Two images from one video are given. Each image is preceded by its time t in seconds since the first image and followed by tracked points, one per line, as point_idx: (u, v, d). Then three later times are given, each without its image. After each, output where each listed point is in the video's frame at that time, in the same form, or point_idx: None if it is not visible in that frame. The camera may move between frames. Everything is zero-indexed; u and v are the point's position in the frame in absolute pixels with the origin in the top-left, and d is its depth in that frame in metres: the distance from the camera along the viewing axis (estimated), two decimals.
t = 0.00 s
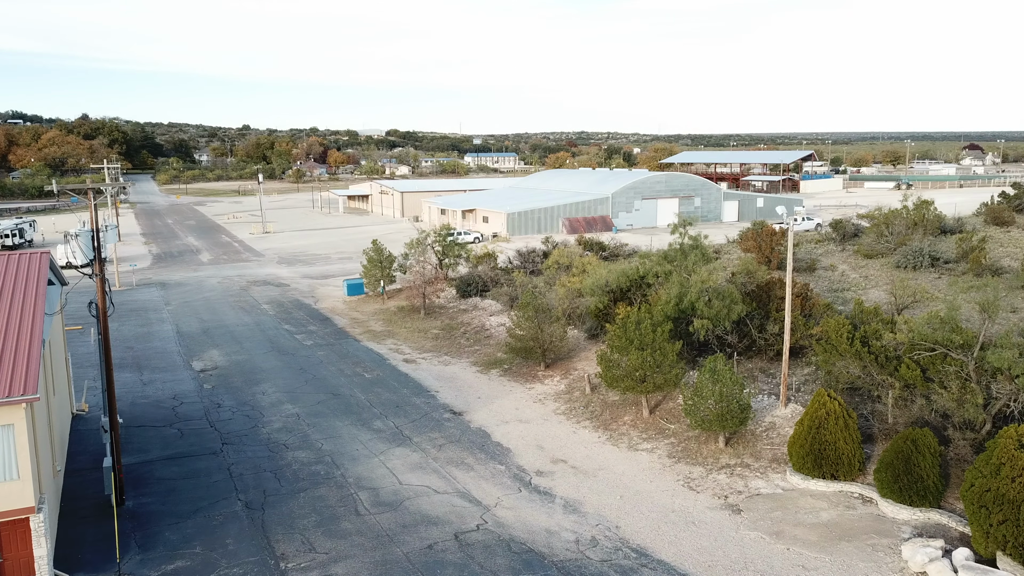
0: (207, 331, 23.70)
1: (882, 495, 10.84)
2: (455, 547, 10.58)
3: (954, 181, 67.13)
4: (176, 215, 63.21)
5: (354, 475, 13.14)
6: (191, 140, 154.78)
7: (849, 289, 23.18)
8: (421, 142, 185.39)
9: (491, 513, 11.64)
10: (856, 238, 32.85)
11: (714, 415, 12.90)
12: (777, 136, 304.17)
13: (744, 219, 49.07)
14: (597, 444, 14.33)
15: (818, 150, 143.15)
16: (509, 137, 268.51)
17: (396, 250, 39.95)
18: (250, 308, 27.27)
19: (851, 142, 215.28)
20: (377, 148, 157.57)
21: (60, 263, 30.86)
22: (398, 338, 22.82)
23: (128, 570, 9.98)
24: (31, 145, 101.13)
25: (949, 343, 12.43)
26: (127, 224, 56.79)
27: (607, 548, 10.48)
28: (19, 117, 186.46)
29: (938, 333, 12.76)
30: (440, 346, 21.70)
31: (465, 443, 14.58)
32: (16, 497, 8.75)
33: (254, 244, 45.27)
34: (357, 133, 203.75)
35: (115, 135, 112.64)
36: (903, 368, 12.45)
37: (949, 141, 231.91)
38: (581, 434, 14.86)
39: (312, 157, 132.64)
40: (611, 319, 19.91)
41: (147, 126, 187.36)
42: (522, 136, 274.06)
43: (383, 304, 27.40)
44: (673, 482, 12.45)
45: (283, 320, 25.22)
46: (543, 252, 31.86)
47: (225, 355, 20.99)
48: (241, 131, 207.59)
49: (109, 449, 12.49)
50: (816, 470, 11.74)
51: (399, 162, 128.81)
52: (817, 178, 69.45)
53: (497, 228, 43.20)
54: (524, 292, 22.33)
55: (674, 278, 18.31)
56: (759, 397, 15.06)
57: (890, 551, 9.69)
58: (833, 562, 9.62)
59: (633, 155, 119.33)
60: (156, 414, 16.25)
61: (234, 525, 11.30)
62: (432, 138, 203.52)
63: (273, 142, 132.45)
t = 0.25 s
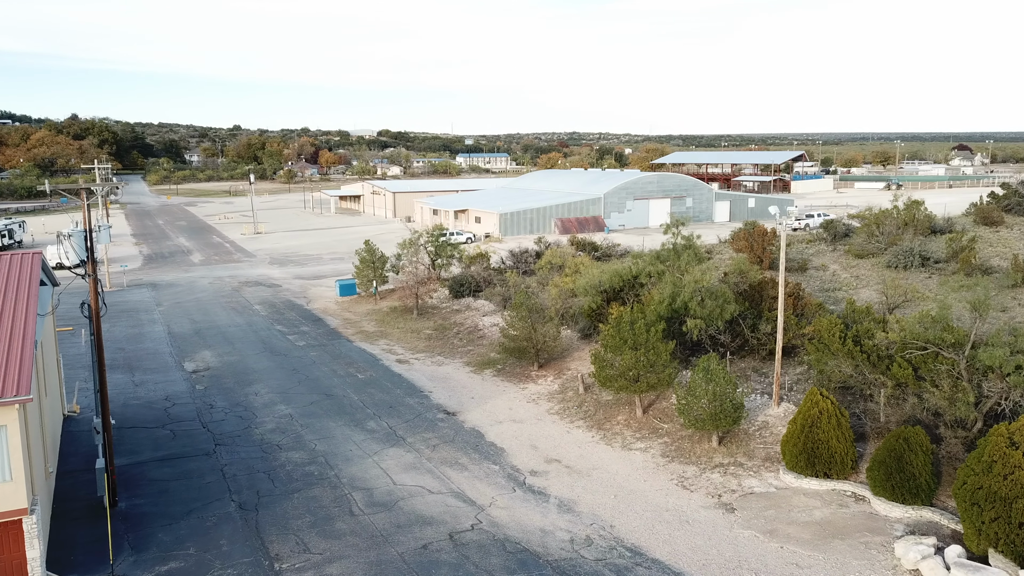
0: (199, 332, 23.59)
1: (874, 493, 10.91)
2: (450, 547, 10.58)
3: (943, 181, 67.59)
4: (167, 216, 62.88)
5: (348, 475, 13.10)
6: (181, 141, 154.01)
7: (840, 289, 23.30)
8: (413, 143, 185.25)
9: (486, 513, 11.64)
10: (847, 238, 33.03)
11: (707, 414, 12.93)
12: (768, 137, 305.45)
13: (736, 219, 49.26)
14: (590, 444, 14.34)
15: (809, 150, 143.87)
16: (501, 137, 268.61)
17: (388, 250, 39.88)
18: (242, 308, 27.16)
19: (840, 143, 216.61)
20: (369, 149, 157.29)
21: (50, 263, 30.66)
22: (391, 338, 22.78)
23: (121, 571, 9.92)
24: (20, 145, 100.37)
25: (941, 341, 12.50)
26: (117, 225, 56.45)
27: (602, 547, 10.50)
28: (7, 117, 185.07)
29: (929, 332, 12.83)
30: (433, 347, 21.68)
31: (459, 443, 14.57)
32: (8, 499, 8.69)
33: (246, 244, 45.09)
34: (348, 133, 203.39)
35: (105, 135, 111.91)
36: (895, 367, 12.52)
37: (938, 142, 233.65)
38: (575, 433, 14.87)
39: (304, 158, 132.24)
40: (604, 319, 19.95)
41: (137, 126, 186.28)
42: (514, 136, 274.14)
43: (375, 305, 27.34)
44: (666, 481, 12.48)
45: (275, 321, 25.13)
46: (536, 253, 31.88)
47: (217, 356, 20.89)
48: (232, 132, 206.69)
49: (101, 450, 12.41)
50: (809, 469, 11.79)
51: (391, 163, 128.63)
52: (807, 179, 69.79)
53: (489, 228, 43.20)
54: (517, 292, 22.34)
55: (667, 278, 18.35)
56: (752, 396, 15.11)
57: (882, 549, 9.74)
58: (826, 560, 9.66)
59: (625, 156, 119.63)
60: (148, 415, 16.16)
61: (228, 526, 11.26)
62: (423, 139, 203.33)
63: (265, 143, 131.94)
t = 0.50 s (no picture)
0: (191, 333, 23.47)
1: (867, 491, 10.96)
2: (445, 547, 10.56)
3: (931, 181, 68.10)
4: (157, 216, 62.51)
5: (342, 476, 13.06)
6: (171, 141, 153.31)
7: (832, 288, 23.43)
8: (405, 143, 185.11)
9: (480, 513, 11.63)
10: (837, 238, 33.22)
11: (701, 414, 12.97)
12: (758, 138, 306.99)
13: (727, 219, 49.44)
14: (584, 443, 14.35)
15: (799, 151, 144.70)
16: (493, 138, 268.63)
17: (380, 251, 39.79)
18: (234, 309, 27.03)
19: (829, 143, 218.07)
20: (360, 150, 157.05)
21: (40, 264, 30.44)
22: (384, 339, 22.73)
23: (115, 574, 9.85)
24: (8, 146, 99.58)
25: (933, 340, 12.56)
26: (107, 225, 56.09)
27: (597, 546, 10.51)
28: None
29: (921, 330, 12.89)
30: (426, 347, 21.64)
31: (453, 443, 14.54)
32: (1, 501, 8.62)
33: (237, 245, 44.87)
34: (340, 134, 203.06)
35: (94, 136, 111.17)
36: (888, 365, 12.58)
37: (927, 141, 235.43)
38: (569, 433, 14.89)
39: (295, 158, 131.79)
40: (598, 319, 19.97)
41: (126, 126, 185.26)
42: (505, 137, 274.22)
43: (368, 305, 27.28)
44: (661, 480, 12.51)
45: (267, 322, 25.03)
46: (528, 253, 31.89)
47: (209, 357, 20.78)
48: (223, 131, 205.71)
49: (93, 452, 12.32)
50: (803, 468, 11.83)
51: (382, 163, 128.41)
52: (798, 179, 70.16)
53: (482, 229, 43.19)
54: (510, 292, 22.34)
55: (659, 278, 18.38)
56: (745, 396, 15.16)
57: (876, 547, 9.79)
58: (821, 558, 9.71)
59: (616, 156, 119.90)
60: (141, 417, 16.05)
61: (221, 527, 11.20)
62: (415, 138, 202.98)
63: (255, 144, 131.40)
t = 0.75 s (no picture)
0: (182, 334, 23.32)
1: (859, 489, 11.01)
2: (438, 548, 10.53)
3: (920, 181, 68.58)
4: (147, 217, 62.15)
5: (334, 476, 13.00)
6: (161, 142, 152.49)
7: (822, 288, 23.54)
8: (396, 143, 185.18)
9: (473, 513, 11.60)
10: (828, 238, 33.38)
11: (693, 413, 12.99)
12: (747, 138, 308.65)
13: (718, 219, 49.60)
14: (577, 443, 14.35)
15: (789, 151, 145.46)
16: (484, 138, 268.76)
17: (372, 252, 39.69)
18: (225, 310, 26.89)
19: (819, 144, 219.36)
20: (351, 150, 156.73)
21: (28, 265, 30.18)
22: (376, 339, 22.66)
23: None
24: None
25: (924, 338, 12.60)
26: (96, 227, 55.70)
27: (590, 546, 10.51)
28: None
29: (913, 328, 12.93)
30: (418, 347, 21.59)
31: (445, 443, 14.51)
32: None
33: (227, 246, 44.64)
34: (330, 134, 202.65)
35: (83, 137, 110.36)
36: (879, 364, 12.63)
37: (915, 142, 237.16)
38: (562, 433, 14.88)
39: (285, 159, 131.33)
40: (590, 319, 19.99)
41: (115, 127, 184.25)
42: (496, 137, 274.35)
43: (359, 306, 27.19)
44: (653, 480, 12.52)
45: (258, 322, 24.91)
46: (520, 253, 31.88)
47: (200, 358, 20.64)
48: (212, 132, 204.60)
49: (83, 454, 12.21)
50: (795, 466, 11.86)
51: (373, 163, 128.11)
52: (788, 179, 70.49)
53: (473, 229, 43.14)
54: (502, 292, 22.33)
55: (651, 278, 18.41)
56: (737, 395, 15.21)
57: (868, 545, 9.83)
58: (813, 556, 9.74)
59: (607, 157, 120.09)
60: (131, 418, 15.93)
61: (213, 529, 11.12)
62: (405, 139, 202.59)
63: (245, 144, 130.83)
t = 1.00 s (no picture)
0: (171, 335, 23.17)
1: (850, 487, 11.05)
2: (429, 548, 10.48)
3: (909, 182, 69.04)
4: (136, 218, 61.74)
5: (325, 477, 12.94)
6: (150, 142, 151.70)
7: (812, 287, 23.65)
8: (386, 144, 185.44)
9: (464, 513, 11.57)
10: (818, 238, 33.54)
11: (684, 412, 13.00)
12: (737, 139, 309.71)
13: (708, 219, 49.76)
14: (568, 443, 14.33)
15: (779, 151, 146.19)
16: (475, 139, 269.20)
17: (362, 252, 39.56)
18: (214, 311, 26.72)
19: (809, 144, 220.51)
20: (342, 151, 156.34)
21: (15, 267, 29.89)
22: (367, 340, 22.58)
23: None
24: None
25: (913, 337, 12.65)
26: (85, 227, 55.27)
27: (581, 545, 10.49)
28: None
29: (902, 326, 12.96)
30: (409, 348, 21.53)
31: (436, 444, 14.47)
32: None
33: (217, 246, 44.38)
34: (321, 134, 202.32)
35: (71, 137, 109.42)
36: (869, 363, 12.68)
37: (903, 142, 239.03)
38: (553, 433, 14.87)
39: (276, 159, 130.80)
40: (581, 318, 19.99)
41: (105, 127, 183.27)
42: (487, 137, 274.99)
43: (350, 306, 27.09)
44: (645, 479, 12.53)
45: (248, 323, 24.77)
46: (511, 253, 31.87)
47: (190, 359, 20.51)
48: (202, 133, 203.48)
49: (71, 456, 12.09)
50: (786, 465, 11.88)
51: (364, 164, 127.78)
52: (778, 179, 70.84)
53: (464, 229, 43.09)
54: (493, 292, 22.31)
55: (642, 278, 18.43)
56: (728, 394, 15.25)
57: (858, 543, 9.86)
58: (804, 554, 9.76)
59: (598, 157, 120.29)
60: (119, 420, 15.79)
61: (203, 531, 11.04)
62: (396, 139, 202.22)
63: (235, 145, 130.21)
